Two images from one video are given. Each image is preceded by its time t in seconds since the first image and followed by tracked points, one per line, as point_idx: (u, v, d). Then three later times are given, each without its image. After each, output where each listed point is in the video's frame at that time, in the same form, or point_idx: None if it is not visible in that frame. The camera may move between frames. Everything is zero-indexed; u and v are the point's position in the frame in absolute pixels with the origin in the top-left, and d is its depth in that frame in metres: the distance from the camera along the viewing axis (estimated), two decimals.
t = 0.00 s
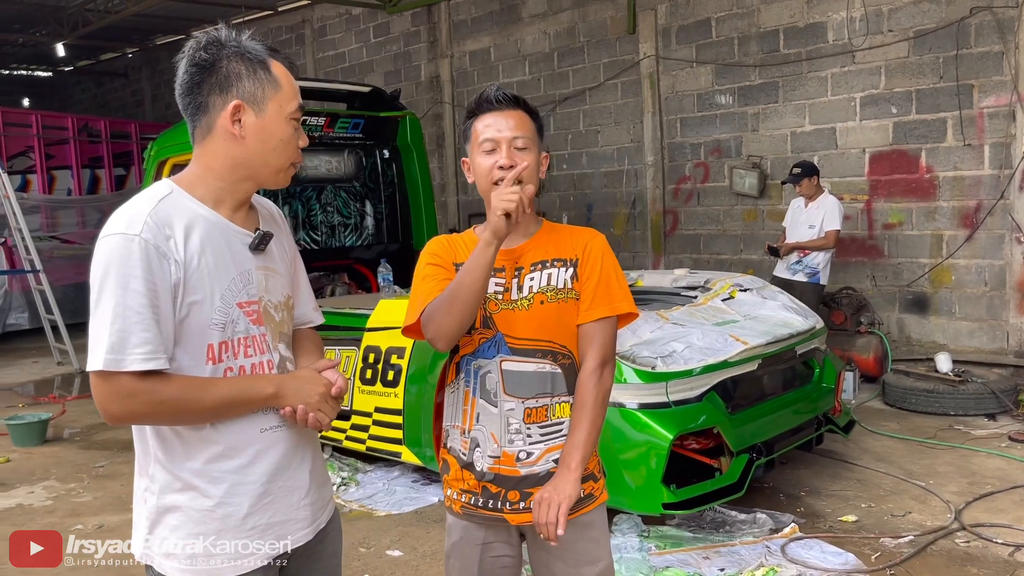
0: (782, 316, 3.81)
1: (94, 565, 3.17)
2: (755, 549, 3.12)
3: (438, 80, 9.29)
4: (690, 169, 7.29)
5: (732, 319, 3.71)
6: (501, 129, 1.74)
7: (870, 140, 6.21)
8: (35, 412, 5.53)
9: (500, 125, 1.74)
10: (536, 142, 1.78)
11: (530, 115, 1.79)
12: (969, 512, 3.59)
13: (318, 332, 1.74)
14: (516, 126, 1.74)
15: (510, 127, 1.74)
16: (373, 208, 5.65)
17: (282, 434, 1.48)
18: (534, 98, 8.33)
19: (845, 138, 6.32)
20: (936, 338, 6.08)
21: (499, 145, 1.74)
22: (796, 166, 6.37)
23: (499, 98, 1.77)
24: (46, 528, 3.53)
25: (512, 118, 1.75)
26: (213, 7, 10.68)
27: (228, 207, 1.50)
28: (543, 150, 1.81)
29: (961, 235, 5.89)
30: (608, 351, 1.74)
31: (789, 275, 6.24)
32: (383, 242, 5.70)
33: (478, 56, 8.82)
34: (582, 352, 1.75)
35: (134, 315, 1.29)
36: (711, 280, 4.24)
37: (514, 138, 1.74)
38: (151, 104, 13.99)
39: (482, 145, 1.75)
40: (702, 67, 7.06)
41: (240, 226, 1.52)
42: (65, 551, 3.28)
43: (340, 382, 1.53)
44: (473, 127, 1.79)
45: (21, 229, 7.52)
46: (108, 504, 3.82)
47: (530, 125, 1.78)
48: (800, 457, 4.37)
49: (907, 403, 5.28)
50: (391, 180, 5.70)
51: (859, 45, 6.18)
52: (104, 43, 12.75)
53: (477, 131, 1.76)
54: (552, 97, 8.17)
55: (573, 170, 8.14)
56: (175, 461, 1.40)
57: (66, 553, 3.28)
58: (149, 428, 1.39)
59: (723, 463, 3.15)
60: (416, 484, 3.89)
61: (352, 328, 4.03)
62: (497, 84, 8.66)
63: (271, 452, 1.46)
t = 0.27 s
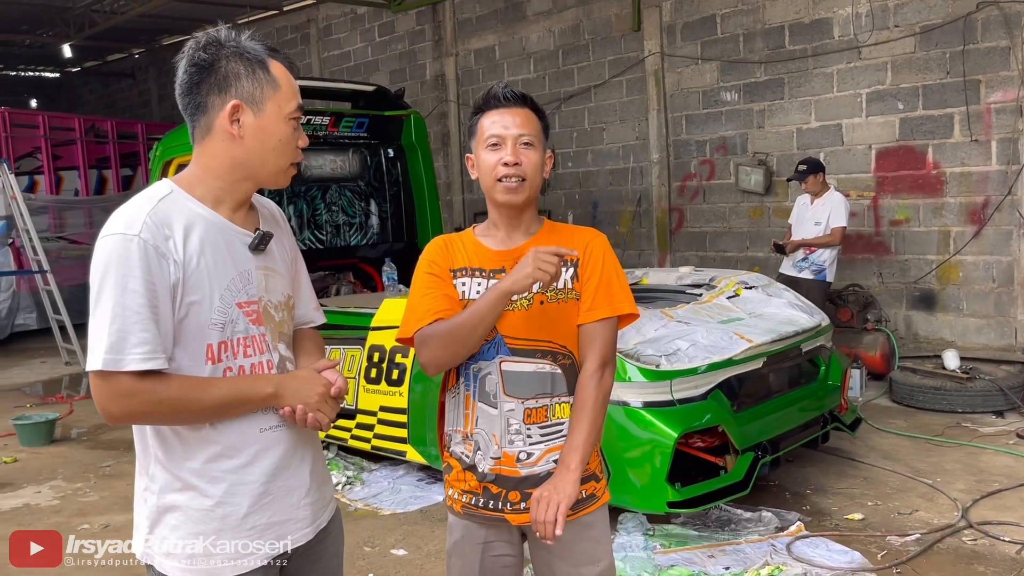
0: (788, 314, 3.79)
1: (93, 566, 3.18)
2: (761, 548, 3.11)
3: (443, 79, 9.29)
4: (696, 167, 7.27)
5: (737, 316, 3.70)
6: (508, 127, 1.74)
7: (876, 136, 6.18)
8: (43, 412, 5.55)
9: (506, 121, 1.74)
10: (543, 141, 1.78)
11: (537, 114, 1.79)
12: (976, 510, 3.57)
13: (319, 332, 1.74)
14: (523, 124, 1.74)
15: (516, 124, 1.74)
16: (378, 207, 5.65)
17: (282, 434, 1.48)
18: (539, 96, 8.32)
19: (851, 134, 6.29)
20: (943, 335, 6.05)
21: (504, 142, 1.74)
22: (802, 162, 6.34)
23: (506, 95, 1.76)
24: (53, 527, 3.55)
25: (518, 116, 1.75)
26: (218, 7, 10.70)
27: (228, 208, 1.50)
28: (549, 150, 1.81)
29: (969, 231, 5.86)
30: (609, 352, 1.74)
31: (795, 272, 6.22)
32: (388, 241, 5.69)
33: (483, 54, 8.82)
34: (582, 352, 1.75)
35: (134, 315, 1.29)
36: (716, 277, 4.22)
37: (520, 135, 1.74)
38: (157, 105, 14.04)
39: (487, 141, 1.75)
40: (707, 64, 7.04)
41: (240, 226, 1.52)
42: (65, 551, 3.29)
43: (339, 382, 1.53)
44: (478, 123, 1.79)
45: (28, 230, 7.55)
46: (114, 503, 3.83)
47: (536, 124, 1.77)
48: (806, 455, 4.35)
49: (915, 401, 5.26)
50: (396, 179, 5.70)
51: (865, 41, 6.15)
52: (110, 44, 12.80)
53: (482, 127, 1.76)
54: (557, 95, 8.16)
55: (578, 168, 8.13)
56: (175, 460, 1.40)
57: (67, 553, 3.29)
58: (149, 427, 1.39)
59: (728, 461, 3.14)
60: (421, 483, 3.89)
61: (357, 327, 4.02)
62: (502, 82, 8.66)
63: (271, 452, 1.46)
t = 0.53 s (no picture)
0: (795, 311, 3.78)
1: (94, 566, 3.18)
2: (768, 546, 3.10)
3: (450, 77, 9.28)
4: (703, 164, 7.24)
5: (744, 314, 3.68)
6: (511, 121, 1.73)
7: (884, 132, 6.14)
8: (52, 412, 5.58)
9: (509, 115, 1.74)
10: (546, 136, 1.78)
11: (541, 110, 1.79)
12: (985, 508, 3.54)
13: (322, 331, 1.75)
14: (525, 119, 1.74)
15: (518, 119, 1.74)
16: (384, 206, 5.65)
17: (283, 434, 1.48)
18: (545, 93, 8.31)
19: (859, 130, 6.26)
20: (953, 331, 6.02)
21: (507, 137, 1.73)
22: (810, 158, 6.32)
23: (510, 90, 1.77)
24: (60, 527, 3.57)
25: (521, 110, 1.75)
26: (225, 7, 10.72)
27: (228, 207, 1.50)
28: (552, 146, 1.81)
29: (978, 227, 5.83)
30: (611, 352, 1.74)
31: (803, 269, 6.19)
32: (395, 239, 5.69)
33: (489, 52, 8.81)
34: (584, 352, 1.75)
35: (132, 314, 1.29)
36: (723, 274, 4.21)
37: (523, 130, 1.73)
38: (165, 105, 14.09)
39: (490, 136, 1.75)
40: (714, 60, 7.02)
41: (241, 225, 1.52)
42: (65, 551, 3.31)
43: (340, 381, 1.53)
44: (481, 119, 1.78)
45: (37, 230, 7.59)
46: (122, 503, 3.85)
47: (540, 119, 1.77)
48: (814, 453, 4.34)
49: (924, 398, 5.23)
50: (402, 178, 5.70)
51: (873, 36, 6.12)
52: (118, 45, 12.85)
53: (485, 122, 1.76)
54: (563, 92, 8.15)
55: (585, 166, 8.11)
56: (176, 459, 1.41)
57: (66, 553, 3.30)
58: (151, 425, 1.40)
59: (735, 459, 3.13)
60: (427, 481, 3.90)
61: (364, 326, 3.99)
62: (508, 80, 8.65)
63: (272, 451, 1.46)
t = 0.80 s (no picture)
0: (802, 308, 3.75)
1: (94, 565, 3.20)
2: (776, 544, 3.09)
3: (457, 76, 9.28)
4: (711, 161, 7.22)
5: (751, 311, 3.67)
6: (512, 121, 1.73)
7: (893, 128, 6.10)
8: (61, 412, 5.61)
9: (512, 115, 1.73)
10: (549, 135, 1.76)
11: (543, 108, 1.78)
12: (995, 506, 3.52)
13: (324, 331, 1.75)
14: (527, 119, 1.73)
15: (521, 119, 1.73)
16: (391, 205, 5.64)
17: (283, 433, 1.49)
18: (552, 91, 8.29)
19: (868, 126, 6.22)
20: (963, 328, 5.98)
21: (509, 137, 1.73)
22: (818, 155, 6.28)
23: (511, 90, 1.76)
24: (69, 527, 3.59)
25: (524, 110, 1.74)
26: (233, 7, 10.75)
27: (228, 206, 1.50)
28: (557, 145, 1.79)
29: (988, 223, 5.78)
30: (615, 351, 1.73)
31: (811, 266, 6.16)
32: (401, 238, 5.68)
33: (496, 50, 8.80)
34: (588, 351, 1.74)
35: (131, 314, 1.30)
36: (730, 272, 4.19)
37: (526, 129, 1.73)
38: (174, 106, 14.14)
39: (492, 136, 1.74)
40: (721, 57, 6.99)
41: (241, 225, 1.52)
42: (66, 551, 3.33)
43: (340, 381, 1.53)
44: (485, 119, 1.78)
45: (46, 231, 7.63)
46: (130, 502, 3.87)
47: (543, 118, 1.76)
48: (823, 451, 4.31)
49: (934, 395, 5.19)
50: (409, 177, 5.70)
51: (881, 31, 6.07)
52: (126, 46, 12.91)
53: (488, 122, 1.76)
54: (570, 90, 8.13)
55: (592, 164, 8.10)
56: (176, 458, 1.41)
57: (67, 552, 3.32)
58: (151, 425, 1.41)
59: (742, 457, 3.12)
60: (434, 481, 3.89)
61: (370, 325, 4.00)
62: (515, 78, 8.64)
63: (272, 451, 1.47)
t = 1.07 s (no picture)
0: (811, 306, 3.73)
1: (94, 565, 3.21)
2: (784, 543, 3.07)
3: (464, 74, 9.27)
4: (719, 158, 7.18)
5: (760, 309, 3.64)
6: (499, 121, 1.72)
7: (903, 123, 6.06)
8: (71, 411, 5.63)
9: (500, 115, 1.73)
10: (541, 133, 1.73)
11: (539, 106, 1.75)
12: (1007, 504, 3.49)
13: (327, 330, 1.75)
14: (515, 117, 1.71)
15: (509, 117, 1.72)
16: (398, 204, 5.64)
17: (285, 433, 1.49)
18: (560, 89, 8.27)
19: (877, 122, 6.18)
20: (975, 325, 5.93)
21: (495, 138, 1.72)
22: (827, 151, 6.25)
23: (502, 91, 1.75)
24: (78, 526, 3.61)
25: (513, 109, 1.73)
26: (241, 7, 10.77)
27: (229, 205, 1.50)
28: (552, 143, 1.75)
29: (1000, 219, 5.74)
30: (622, 349, 1.72)
31: (821, 264, 6.12)
32: (409, 237, 5.68)
33: (504, 48, 8.78)
34: (595, 350, 1.73)
35: (132, 313, 1.30)
36: (739, 270, 4.17)
37: (511, 128, 1.71)
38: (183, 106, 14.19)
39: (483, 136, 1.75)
40: (729, 53, 6.95)
41: (243, 224, 1.52)
42: (65, 551, 3.34)
43: (342, 380, 1.54)
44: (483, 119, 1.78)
45: (56, 231, 7.67)
46: (139, 501, 3.88)
47: (534, 116, 1.73)
48: (833, 449, 4.29)
49: (945, 392, 5.15)
50: (416, 176, 5.70)
51: (891, 26, 6.03)
52: (135, 47, 12.96)
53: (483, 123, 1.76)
54: (578, 88, 8.11)
55: (600, 161, 8.07)
56: (178, 458, 1.42)
57: (67, 552, 3.34)
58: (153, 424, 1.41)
59: (750, 456, 3.07)
60: (442, 480, 3.89)
61: (377, 324, 4.00)
62: (522, 76, 8.63)
63: (274, 451, 1.47)
